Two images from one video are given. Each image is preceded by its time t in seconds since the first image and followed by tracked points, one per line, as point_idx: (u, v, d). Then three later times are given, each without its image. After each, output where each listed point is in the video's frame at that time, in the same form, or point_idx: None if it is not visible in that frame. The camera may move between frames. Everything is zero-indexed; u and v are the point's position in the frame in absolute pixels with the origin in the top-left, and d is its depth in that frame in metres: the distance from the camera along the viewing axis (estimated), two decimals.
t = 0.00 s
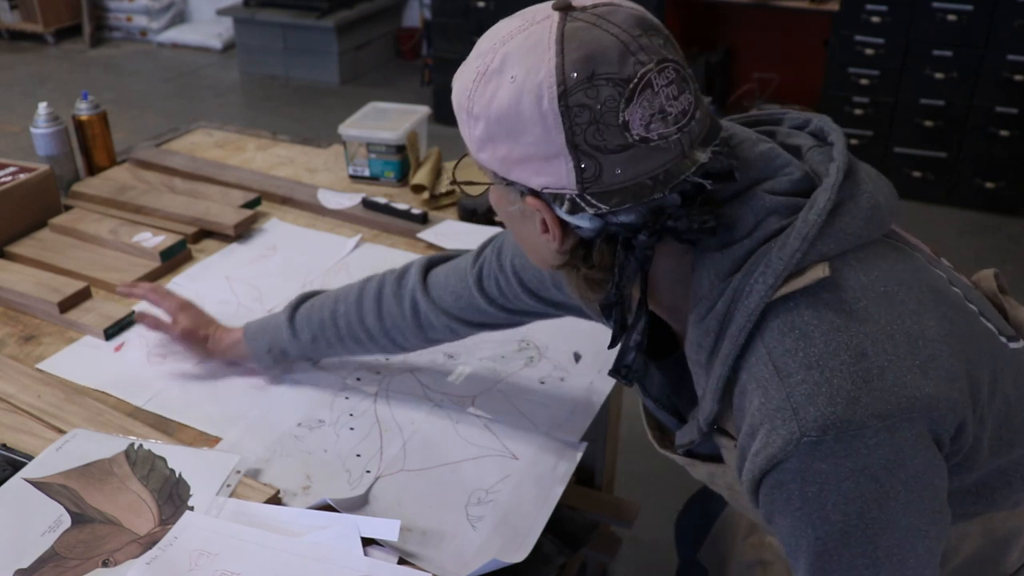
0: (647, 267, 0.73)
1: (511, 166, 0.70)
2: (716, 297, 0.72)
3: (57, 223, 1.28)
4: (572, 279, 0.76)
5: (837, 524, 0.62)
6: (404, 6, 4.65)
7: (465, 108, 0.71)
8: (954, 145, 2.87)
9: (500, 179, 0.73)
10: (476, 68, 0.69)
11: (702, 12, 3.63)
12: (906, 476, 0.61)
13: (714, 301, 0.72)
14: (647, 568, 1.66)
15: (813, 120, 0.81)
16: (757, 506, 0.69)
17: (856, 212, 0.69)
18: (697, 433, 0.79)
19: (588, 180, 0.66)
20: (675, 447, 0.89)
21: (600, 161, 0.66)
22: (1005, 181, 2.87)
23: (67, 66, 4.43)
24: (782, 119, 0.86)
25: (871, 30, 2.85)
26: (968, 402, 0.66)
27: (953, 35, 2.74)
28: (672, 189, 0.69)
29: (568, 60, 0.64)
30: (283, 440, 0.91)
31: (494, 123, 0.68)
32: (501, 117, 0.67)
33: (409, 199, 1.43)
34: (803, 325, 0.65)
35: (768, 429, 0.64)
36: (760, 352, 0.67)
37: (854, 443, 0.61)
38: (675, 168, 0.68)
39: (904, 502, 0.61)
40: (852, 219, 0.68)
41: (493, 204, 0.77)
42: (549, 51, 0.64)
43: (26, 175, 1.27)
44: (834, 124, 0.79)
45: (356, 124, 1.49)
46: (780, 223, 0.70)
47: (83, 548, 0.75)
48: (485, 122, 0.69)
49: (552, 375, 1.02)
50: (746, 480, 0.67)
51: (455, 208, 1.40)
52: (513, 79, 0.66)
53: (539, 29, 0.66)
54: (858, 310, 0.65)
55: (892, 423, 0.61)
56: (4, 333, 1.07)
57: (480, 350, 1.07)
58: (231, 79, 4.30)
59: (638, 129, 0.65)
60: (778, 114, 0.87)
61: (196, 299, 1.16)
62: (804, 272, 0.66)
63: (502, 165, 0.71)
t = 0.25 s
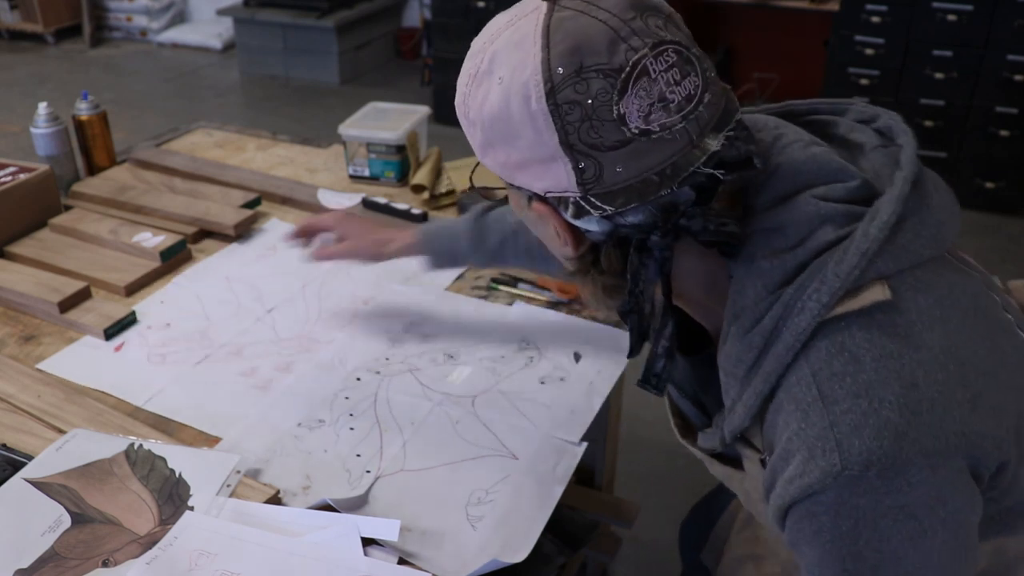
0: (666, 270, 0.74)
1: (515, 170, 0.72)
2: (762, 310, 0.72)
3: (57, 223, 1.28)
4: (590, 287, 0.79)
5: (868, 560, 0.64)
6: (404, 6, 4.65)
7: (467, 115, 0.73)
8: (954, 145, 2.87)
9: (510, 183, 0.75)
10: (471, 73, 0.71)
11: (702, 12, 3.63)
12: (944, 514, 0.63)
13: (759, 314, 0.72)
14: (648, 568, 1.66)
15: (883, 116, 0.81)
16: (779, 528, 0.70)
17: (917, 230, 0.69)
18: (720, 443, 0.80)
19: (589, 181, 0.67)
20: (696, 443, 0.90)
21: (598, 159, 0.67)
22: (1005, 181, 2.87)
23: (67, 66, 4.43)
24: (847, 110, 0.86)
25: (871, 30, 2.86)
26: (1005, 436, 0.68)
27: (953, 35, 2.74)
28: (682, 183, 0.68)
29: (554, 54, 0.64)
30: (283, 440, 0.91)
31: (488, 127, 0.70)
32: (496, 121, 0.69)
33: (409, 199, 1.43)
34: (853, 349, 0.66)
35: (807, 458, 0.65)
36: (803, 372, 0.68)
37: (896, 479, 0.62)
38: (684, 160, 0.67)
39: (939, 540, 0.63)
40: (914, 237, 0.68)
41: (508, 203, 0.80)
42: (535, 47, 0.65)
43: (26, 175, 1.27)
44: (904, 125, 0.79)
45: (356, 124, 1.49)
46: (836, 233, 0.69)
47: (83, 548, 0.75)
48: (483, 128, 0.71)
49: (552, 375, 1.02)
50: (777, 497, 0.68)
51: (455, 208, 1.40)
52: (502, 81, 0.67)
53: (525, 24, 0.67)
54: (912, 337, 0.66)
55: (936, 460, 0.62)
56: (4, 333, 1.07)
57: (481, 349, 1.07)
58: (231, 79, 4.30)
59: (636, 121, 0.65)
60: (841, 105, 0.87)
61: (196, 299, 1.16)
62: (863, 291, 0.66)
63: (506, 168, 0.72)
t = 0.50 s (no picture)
0: (676, 275, 0.75)
1: (516, 173, 0.71)
2: (776, 321, 0.72)
3: (57, 223, 1.28)
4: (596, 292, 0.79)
5: None
6: (404, 6, 4.65)
7: (468, 118, 0.73)
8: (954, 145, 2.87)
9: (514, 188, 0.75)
10: (472, 75, 0.71)
11: (702, 12, 3.63)
12: (947, 546, 0.62)
13: (773, 325, 0.72)
14: (648, 568, 1.66)
15: (932, 122, 0.81)
16: (776, 544, 0.71)
17: (950, 252, 0.68)
18: (722, 452, 0.81)
19: (589, 183, 0.67)
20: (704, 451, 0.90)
21: (598, 161, 0.66)
22: (1005, 182, 2.86)
23: (67, 66, 4.43)
24: (898, 113, 0.86)
25: (871, 30, 2.86)
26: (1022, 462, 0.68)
27: (953, 35, 2.74)
28: (687, 184, 0.68)
29: (550, 52, 0.64)
30: (283, 440, 0.91)
31: (488, 128, 0.70)
32: (496, 124, 0.68)
33: (409, 199, 1.43)
34: (864, 368, 0.65)
35: (807, 478, 0.65)
36: (811, 387, 0.68)
37: (898, 508, 0.62)
38: (688, 161, 0.66)
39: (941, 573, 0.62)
40: (943, 258, 0.67)
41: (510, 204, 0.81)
42: (531, 45, 0.65)
43: (26, 175, 1.27)
44: (954, 134, 0.78)
45: (356, 124, 1.49)
46: (862, 246, 0.69)
47: (83, 548, 0.75)
48: (484, 131, 0.71)
49: (552, 375, 1.02)
50: (774, 511, 0.68)
51: (455, 208, 1.40)
52: (500, 81, 0.67)
53: (523, 23, 0.66)
54: (929, 361, 0.65)
55: (942, 489, 0.62)
56: (4, 333, 1.07)
57: (481, 349, 1.07)
58: (231, 78, 4.30)
59: (636, 121, 0.65)
60: (893, 108, 0.87)
61: (195, 299, 1.16)
62: (883, 312, 0.66)
63: (508, 171, 0.72)
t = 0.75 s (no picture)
0: (676, 283, 0.75)
1: (522, 174, 0.71)
2: (776, 322, 0.71)
3: (57, 223, 1.28)
4: (598, 296, 0.80)
5: None
6: (404, 6, 4.64)
7: (476, 114, 0.72)
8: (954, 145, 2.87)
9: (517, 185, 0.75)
10: (482, 74, 0.70)
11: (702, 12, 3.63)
12: (945, 540, 0.63)
13: (773, 325, 0.71)
14: (648, 568, 1.66)
15: (930, 123, 0.81)
16: (776, 540, 0.71)
17: (947, 250, 0.68)
18: (723, 450, 0.81)
19: (598, 194, 0.67)
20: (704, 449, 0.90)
21: (609, 173, 0.66)
22: (1005, 182, 2.86)
23: (67, 66, 4.43)
24: (896, 114, 0.86)
25: (871, 30, 2.86)
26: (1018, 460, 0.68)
27: (953, 35, 2.74)
28: (695, 202, 0.68)
29: (566, 63, 0.63)
30: (283, 440, 0.91)
31: (498, 130, 0.69)
32: (506, 127, 0.68)
33: (409, 199, 1.43)
34: (863, 364, 0.65)
35: (806, 474, 0.65)
36: (809, 384, 0.67)
37: (896, 503, 0.63)
38: (697, 178, 0.67)
39: (939, 567, 0.62)
40: (941, 256, 0.68)
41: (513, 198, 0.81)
42: (547, 54, 0.64)
43: (26, 175, 1.27)
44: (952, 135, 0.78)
45: (356, 124, 1.49)
46: (861, 245, 0.69)
47: (83, 548, 0.75)
48: (492, 131, 0.70)
49: (552, 375, 1.02)
50: (773, 508, 0.68)
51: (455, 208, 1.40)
52: (513, 86, 0.67)
53: (538, 29, 0.65)
54: (928, 358, 0.66)
55: (939, 485, 0.63)
56: (4, 333, 1.07)
57: (481, 349, 1.07)
58: (231, 78, 4.30)
59: (649, 137, 0.65)
60: (891, 109, 0.86)
61: (195, 299, 1.16)
62: (881, 310, 0.66)
63: (514, 172, 0.72)
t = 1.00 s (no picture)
0: (687, 284, 0.75)
1: (535, 173, 0.71)
2: (773, 319, 0.72)
3: (57, 223, 1.28)
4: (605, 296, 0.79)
5: None
6: (404, 6, 4.65)
7: (490, 111, 0.71)
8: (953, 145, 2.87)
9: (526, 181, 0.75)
10: (498, 69, 0.69)
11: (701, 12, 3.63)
12: (941, 532, 0.61)
13: (770, 323, 0.73)
14: (647, 568, 1.66)
15: (923, 121, 0.81)
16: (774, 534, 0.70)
17: (942, 248, 0.68)
18: (722, 445, 0.81)
19: (618, 195, 0.66)
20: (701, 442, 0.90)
21: (630, 175, 0.66)
22: (1005, 181, 2.86)
23: (67, 66, 4.43)
24: (888, 113, 0.86)
25: (871, 30, 2.85)
26: (1011, 452, 0.68)
27: (952, 35, 2.74)
28: (715, 204, 0.69)
29: (592, 63, 0.63)
30: (283, 440, 0.91)
31: (515, 128, 0.69)
32: (524, 125, 0.68)
33: (409, 199, 1.43)
34: (858, 360, 0.66)
35: (801, 468, 0.65)
36: (806, 380, 0.68)
37: (892, 496, 0.62)
38: (717, 182, 0.67)
39: (935, 559, 0.61)
40: (937, 253, 0.68)
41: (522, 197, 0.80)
42: (572, 53, 0.64)
43: (26, 175, 1.27)
44: (944, 133, 0.78)
45: (356, 124, 1.49)
46: (857, 242, 0.70)
47: (83, 548, 0.75)
48: (507, 128, 0.70)
49: (552, 375, 1.02)
50: (771, 505, 0.67)
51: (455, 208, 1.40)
52: (533, 84, 0.66)
53: (560, 27, 0.65)
54: (923, 353, 0.65)
55: (935, 478, 0.62)
56: (4, 333, 1.07)
57: (481, 349, 1.07)
58: (231, 78, 4.30)
59: (673, 140, 0.65)
60: (883, 108, 0.87)
61: (195, 299, 1.16)
62: (877, 308, 0.67)
63: (527, 170, 0.71)
